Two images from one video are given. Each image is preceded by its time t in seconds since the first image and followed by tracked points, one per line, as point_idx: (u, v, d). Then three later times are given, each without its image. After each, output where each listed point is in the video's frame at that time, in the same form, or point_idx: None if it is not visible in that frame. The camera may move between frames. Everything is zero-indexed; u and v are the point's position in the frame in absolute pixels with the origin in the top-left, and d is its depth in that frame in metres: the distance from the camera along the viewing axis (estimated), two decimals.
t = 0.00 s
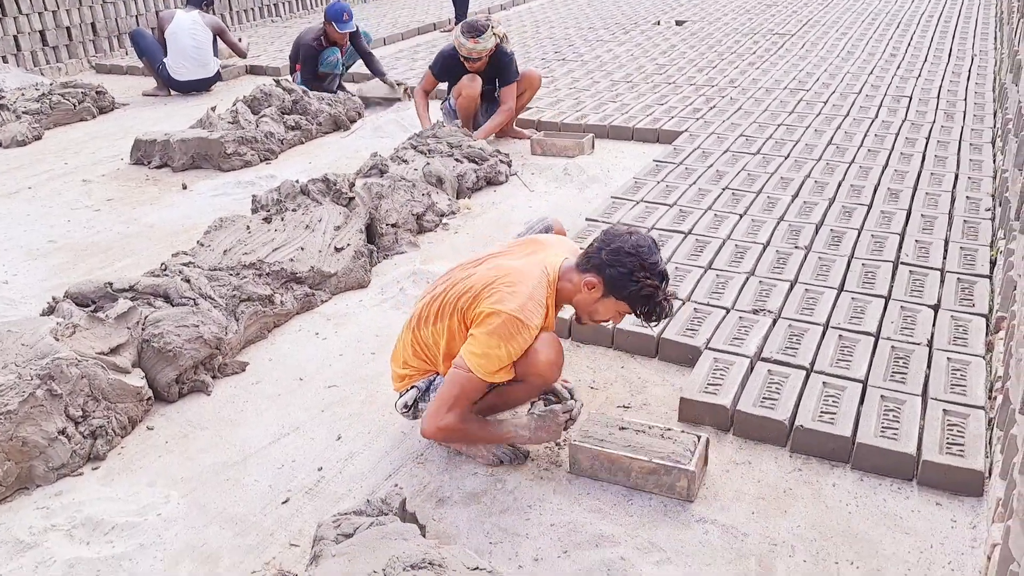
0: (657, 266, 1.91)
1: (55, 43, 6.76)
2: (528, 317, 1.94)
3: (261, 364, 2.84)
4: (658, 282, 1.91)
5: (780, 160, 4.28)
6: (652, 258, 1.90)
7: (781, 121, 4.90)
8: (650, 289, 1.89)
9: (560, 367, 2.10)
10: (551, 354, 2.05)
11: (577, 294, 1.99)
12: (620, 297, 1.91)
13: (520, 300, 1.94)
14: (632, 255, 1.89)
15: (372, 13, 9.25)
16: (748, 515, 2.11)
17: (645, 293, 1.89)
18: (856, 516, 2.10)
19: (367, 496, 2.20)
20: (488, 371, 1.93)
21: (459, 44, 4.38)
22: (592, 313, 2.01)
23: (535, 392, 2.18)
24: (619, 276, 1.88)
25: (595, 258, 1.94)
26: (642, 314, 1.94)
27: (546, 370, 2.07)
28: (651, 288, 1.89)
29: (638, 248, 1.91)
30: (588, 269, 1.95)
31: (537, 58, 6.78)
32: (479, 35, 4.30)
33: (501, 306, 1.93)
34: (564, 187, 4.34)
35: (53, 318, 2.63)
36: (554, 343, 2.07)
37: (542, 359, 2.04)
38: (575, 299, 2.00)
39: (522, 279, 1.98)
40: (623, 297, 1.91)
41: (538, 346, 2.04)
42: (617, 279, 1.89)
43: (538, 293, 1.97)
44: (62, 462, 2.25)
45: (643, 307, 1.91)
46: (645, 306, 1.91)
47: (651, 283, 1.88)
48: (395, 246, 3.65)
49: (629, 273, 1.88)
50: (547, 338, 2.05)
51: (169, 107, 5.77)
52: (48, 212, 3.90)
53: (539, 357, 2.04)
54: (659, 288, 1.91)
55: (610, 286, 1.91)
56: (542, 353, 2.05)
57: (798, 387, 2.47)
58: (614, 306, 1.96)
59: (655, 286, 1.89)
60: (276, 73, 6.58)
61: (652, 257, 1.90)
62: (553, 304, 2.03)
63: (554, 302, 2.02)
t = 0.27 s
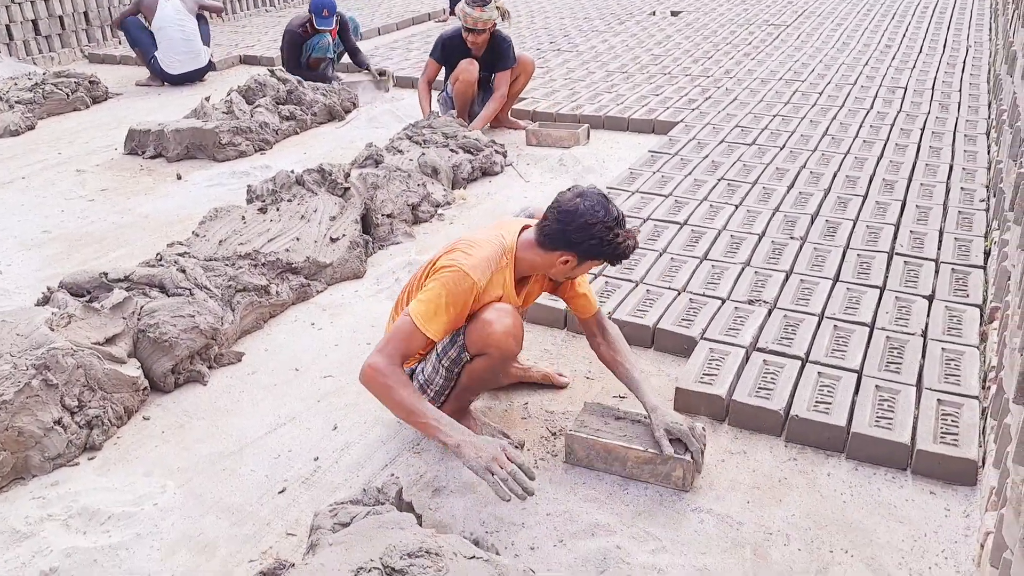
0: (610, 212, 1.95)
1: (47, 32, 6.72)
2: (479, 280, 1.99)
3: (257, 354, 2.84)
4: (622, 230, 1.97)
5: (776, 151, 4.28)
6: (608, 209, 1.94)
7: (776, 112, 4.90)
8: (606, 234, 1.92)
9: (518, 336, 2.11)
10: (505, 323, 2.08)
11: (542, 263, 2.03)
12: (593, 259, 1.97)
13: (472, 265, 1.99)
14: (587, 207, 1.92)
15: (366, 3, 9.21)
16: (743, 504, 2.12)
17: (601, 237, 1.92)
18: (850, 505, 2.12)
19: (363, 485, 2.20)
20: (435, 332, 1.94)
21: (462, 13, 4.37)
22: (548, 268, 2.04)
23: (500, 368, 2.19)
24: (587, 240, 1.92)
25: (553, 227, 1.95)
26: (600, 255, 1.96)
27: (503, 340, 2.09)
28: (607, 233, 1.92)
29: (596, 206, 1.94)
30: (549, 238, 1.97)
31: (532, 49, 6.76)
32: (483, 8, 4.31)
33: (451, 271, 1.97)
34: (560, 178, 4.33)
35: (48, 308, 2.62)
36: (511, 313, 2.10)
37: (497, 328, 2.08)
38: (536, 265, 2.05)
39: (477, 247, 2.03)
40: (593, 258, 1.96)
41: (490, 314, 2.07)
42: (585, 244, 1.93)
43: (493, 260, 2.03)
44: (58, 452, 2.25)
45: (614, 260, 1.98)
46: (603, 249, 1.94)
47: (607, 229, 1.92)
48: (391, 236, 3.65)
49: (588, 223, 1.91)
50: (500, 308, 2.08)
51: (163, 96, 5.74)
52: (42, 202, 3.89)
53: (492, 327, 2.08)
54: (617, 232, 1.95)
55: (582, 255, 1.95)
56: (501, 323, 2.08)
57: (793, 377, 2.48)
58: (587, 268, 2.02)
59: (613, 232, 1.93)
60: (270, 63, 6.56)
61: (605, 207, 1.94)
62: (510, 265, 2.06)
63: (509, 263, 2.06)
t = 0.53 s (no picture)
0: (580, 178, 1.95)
1: (40, 25, 6.67)
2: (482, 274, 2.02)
3: (250, 349, 2.83)
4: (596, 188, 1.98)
5: (771, 147, 4.29)
6: (576, 175, 1.95)
7: (771, 107, 4.90)
8: (581, 199, 1.93)
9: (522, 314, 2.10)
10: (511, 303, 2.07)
11: (527, 243, 2.05)
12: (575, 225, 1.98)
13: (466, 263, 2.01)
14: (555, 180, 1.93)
15: None
16: (738, 499, 2.13)
17: (578, 204, 1.93)
18: (844, 500, 2.12)
19: (357, 481, 2.20)
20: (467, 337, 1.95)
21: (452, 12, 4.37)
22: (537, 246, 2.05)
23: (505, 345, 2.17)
24: (563, 207, 1.93)
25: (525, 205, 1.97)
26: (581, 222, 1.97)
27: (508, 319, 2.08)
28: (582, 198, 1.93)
29: (561, 172, 1.97)
30: (524, 216, 1.99)
31: (526, 44, 6.75)
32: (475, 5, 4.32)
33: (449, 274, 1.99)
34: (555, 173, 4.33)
35: (40, 302, 2.61)
36: (512, 294, 2.09)
37: (502, 306, 2.06)
38: (523, 246, 2.06)
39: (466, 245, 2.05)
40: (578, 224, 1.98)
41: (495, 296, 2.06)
42: (562, 211, 1.94)
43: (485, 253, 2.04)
44: (51, 446, 2.24)
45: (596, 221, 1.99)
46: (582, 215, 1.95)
47: (579, 196, 1.93)
48: (385, 231, 3.64)
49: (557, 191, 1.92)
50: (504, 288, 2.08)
51: (156, 90, 5.71)
52: (33, 196, 3.86)
53: (499, 306, 2.06)
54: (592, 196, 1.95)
55: (564, 223, 1.96)
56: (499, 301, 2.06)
57: (787, 373, 2.49)
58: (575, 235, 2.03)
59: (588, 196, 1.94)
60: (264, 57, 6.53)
61: (572, 173, 1.95)
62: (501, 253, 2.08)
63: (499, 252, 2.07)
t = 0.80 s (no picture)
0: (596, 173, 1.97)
1: (33, 21, 6.65)
2: (490, 227, 2.05)
3: (246, 346, 2.83)
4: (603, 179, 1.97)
5: (766, 145, 4.29)
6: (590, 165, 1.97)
7: (766, 106, 4.91)
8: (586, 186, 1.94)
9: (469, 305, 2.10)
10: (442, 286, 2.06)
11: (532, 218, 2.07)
12: (571, 206, 1.97)
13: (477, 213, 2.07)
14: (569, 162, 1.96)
15: None
16: (733, 496, 2.14)
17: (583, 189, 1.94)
18: (839, 497, 2.13)
19: (353, 477, 2.20)
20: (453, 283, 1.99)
21: (448, 20, 4.39)
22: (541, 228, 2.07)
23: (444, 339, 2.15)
24: (563, 180, 1.94)
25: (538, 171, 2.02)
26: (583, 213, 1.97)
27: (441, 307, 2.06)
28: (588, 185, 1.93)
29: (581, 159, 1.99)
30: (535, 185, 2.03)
31: (521, 41, 6.75)
32: (469, 12, 4.36)
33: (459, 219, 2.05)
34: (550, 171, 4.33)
35: (35, 299, 2.60)
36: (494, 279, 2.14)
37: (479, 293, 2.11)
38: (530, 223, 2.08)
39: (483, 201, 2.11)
40: (575, 207, 1.96)
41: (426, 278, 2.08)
42: (562, 185, 1.95)
43: (496, 210, 2.09)
44: (46, 443, 2.23)
45: (592, 209, 1.96)
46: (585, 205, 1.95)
47: (587, 182, 1.94)
48: (380, 228, 3.63)
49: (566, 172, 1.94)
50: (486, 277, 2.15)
51: (150, 87, 5.70)
52: (28, 192, 3.85)
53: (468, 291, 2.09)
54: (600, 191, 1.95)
55: (561, 199, 1.96)
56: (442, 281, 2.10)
57: (782, 370, 2.50)
58: (570, 220, 2.01)
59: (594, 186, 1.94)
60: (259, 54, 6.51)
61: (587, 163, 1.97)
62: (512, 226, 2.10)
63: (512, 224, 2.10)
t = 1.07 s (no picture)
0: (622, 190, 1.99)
1: (32, 19, 6.64)
2: (506, 236, 2.11)
3: (245, 344, 2.83)
4: (624, 198, 1.99)
5: (764, 144, 4.30)
6: (618, 183, 1.99)
7: (765, 105, 4.92)
8: (611, 201, 1.97)
9: (382, 307, 2.23)
10: (361, 286, 2.23)
11: (550, 225, 2.11)
12: (587, 216, 2.01)
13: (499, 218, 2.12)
14: (601, 176, 1.99)
15: None
16: (729, 495, 2.15)
17: (605, 204, 1.97)
18: (835, 495, 2.14)
19: (352, 475, 2.21)
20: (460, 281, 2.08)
21: (464, 28, 4.36)
22: (560, 237, 2.11)
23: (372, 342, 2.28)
24: (585, 190, 1.99)
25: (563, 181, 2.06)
26: (605, 228, 2.00)
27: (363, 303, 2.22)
28: (614, 201, 1.97)
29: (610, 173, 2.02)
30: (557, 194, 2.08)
31: (520, 40, 6.75)
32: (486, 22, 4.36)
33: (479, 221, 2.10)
34: (549, 170, 4.34)
35: (34, 296, 2.60)
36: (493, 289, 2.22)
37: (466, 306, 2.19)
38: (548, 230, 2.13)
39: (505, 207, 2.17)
40: (594, 218, 2.00)
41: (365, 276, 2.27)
42: (584, 195, 1.99)
43: (518, 215, 2.14)
44: (45, 441, 2.24)
45: (609, 222, 1.98)
46: (609, 219, 1.98)
47: (613, 199, 1.97)
48: (379, 227, 3.64)
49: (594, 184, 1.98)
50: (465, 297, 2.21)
51: (149, 85, 5.70)
52: (26, 190, 3.85)
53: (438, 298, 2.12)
54: (626, 208, 1.99)
55: (583, 209, 2.00)
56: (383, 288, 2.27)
57: (780, 369, 2.51)
58: (586, 231, 2.05)
59: (618, 202, 1.97)
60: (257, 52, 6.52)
61: (616, 181, 2.00)
62: (530, 231, 2.15)
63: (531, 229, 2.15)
